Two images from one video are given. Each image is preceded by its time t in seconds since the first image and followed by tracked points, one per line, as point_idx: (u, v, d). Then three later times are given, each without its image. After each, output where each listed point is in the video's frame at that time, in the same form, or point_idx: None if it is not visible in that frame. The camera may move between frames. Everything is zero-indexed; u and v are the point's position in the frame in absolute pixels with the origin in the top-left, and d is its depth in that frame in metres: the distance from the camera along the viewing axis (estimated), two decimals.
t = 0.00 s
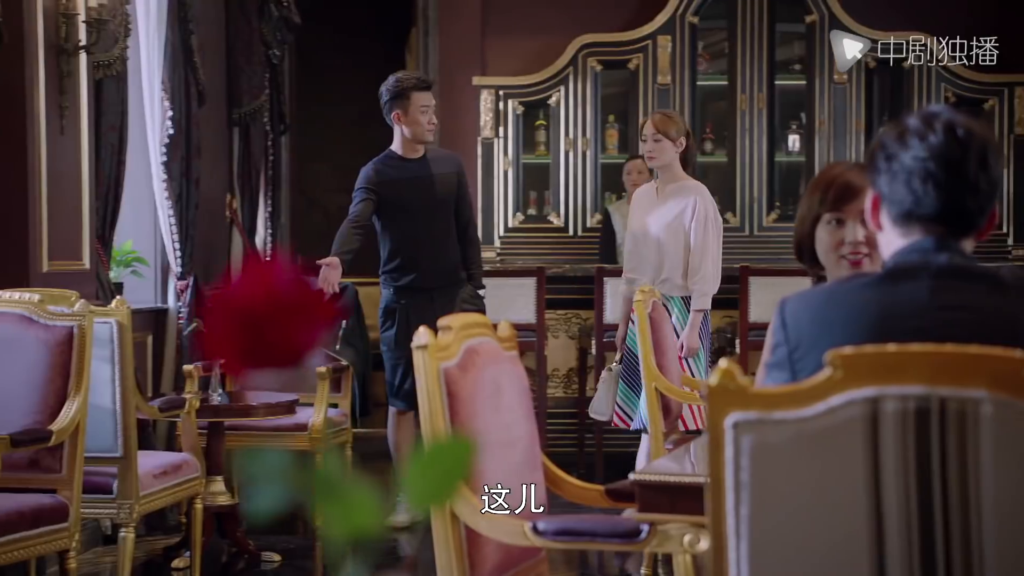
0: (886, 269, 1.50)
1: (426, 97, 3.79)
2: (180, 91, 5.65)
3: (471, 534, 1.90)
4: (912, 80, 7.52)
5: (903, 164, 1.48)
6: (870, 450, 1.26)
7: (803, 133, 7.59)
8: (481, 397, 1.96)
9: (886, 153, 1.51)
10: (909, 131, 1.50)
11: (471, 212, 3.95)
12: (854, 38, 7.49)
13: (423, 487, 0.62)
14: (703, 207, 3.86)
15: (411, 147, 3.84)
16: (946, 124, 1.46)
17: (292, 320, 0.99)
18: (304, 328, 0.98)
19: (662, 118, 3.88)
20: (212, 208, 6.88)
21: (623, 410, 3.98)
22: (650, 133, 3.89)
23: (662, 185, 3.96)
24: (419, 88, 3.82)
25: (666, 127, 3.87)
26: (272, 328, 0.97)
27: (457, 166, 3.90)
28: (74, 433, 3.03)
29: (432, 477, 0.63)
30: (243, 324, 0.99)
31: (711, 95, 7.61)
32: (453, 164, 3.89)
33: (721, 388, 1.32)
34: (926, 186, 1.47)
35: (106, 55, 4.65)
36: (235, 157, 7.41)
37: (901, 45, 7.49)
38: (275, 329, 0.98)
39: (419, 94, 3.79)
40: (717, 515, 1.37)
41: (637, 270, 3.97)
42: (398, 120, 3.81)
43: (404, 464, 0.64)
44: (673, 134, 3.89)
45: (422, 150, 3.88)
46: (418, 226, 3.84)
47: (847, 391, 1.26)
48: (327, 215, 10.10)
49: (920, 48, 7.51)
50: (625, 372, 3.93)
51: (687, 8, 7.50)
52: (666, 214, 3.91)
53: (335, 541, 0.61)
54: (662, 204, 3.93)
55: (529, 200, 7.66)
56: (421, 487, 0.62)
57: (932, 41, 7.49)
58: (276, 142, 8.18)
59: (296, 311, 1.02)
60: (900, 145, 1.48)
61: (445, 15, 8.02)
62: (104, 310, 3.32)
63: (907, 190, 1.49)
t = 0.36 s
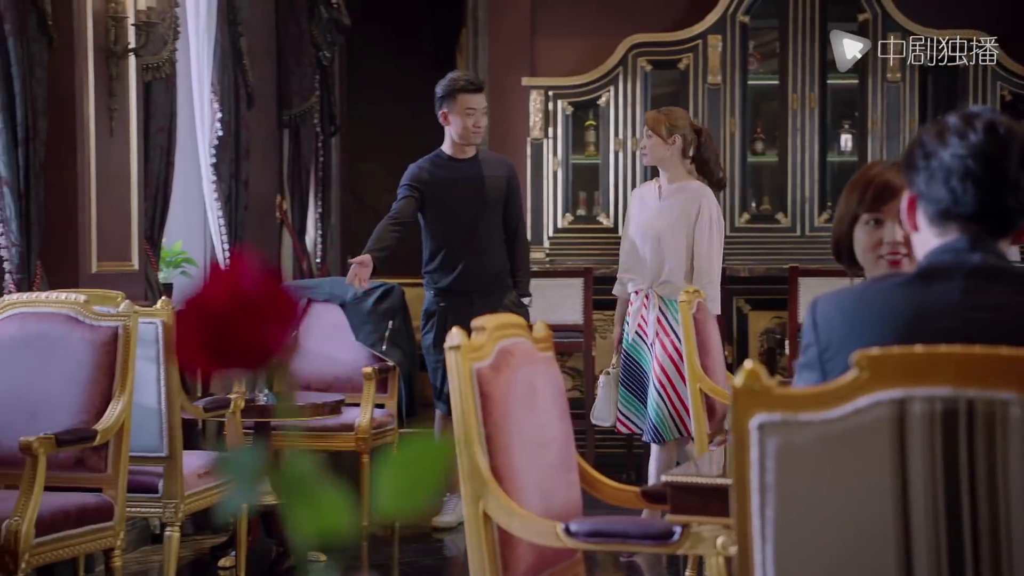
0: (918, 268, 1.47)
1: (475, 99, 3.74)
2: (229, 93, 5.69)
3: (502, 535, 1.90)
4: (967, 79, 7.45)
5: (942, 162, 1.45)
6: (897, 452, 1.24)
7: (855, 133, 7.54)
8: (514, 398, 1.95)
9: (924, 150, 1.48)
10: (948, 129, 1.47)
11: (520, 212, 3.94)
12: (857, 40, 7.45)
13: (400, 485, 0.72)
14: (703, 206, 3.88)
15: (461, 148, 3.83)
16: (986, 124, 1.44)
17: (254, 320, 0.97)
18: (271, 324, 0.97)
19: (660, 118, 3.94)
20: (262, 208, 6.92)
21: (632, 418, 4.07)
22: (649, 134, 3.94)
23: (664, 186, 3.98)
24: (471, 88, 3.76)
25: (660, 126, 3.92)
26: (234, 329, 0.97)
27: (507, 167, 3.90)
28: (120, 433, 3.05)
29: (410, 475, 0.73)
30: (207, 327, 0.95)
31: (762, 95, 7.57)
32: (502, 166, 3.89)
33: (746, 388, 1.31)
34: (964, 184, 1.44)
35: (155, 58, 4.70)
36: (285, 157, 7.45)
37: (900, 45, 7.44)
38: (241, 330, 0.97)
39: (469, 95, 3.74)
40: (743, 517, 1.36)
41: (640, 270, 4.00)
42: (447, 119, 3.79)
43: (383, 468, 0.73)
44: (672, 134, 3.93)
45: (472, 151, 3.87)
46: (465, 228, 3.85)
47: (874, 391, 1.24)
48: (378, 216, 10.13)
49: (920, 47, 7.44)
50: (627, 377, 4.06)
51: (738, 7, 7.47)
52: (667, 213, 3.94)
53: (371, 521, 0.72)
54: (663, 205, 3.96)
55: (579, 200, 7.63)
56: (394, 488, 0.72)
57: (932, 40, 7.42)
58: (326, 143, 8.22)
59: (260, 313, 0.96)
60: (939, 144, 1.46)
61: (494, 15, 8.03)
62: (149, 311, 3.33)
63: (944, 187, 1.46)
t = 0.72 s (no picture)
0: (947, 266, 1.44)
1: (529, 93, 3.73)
2: (271, 92, 5.72)
3: (531, 534, 1.90)
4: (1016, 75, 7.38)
5: (974, 161, 1.41)
6: (919, 453, 1.23)
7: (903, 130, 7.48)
8: (544, 397, 1.95)
9: (956, 148, 1.44)
10: (981, 127, 1.43)
11: (572, 212, 3.93)
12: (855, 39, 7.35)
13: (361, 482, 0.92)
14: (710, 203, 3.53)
15: (520, 144, 3.82)
16: (1019, 121, 1.39)
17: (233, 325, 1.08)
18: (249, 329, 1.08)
19: (656, 112, 3.57)
20: (306, 207, 6.96)
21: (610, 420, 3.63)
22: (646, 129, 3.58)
23: (661, 182, 3.61)
24: (531, 82, 3.76)
25: (660, 120, 3.56)
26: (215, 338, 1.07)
27: (562, 165, 3.89)
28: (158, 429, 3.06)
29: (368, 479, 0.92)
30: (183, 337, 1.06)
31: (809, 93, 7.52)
32: (558, 164, 3.88)
33: (768, 387, 1.30)
34: (995, 184, 1.41)
35: (198, 58, 4.73)
36: (329, 156, 7.48)
37: (900, 46, 7.42)
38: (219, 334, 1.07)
39: (524, 89, 3.73)
40: (764, 516, 1.35)
41: (642, 273, 3.62)
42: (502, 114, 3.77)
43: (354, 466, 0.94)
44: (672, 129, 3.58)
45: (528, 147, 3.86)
46: (513, 220, 3.83)
47: (896, 391, 1.23)
48: (423, 215, 10.14)
49: (918, 48, 7.39)
50: (610, 375, 3.66)
51: (784, 5, 7.43)
52: (670, 212, 3.57)
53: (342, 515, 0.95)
54: (664, 203, 3.59)
55: (623, 199, 7.63)
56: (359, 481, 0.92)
57: (930, 41, 7.38)
58: (370, 142, 8.25)
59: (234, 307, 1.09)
60: (971, 142, 1.41)
61: (537, 13, 8.03)
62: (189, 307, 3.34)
63: (976, 188, 1.42)
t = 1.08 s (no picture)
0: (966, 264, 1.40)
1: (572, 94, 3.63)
2: (303, 91, 5.73)
3: (550, 532, 1.89)
4: None
5: (992, 156, 1.37)
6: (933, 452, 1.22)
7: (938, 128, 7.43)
8: (563, 394, 1.94)
9: (976, 143, 1.40)
10: (1002, 122, 1.39)
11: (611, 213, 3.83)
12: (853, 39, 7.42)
13: (339, 488, 0.46)
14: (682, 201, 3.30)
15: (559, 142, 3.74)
16: None
17: (184, 306, 0.56)
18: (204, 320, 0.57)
19: (629, 110, 3.35)
20: (337, 205, 6.99)
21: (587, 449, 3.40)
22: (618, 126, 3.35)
23: (629, 181, 3.35)
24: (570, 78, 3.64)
25: (637, 119, 3.34)
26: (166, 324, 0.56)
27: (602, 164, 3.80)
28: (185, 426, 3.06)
29: (355, 476, 0.46)
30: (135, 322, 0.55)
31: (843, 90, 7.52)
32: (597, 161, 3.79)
33: (782, 385, 1.29)
34: (1014, 180, 1.36)
35: (228, 57, 4.77)
36: (362, 154, 7.49)
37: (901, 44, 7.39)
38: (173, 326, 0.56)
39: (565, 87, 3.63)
40: (778, 515, 1.35)
41: (609, 274, 3.35)
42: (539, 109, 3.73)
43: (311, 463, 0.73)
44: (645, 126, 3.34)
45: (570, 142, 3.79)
46: (550, 219, 3.78)
47: (909, 389, 1.21)
48: (457, 213, 10.15)
49: (921, 48, 7.41)
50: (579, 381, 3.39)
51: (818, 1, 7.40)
52: (641, 212, 3.31)
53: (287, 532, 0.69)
54: (634, 202, 3.33)
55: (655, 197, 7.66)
56: (336, 488, 0.45)
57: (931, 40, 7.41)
58: (403, 140, 8.26)
59: (191, 309, 0.56)
60: (990, 137, 1.37)
61: (570, 10, 8.03)
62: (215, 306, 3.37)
63: (994, 182, 1.38)
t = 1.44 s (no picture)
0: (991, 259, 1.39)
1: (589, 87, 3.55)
2: (333, 89, 5.74)
3: (573, 529, 1.89)
4: None
5: (1013, 151, 1.36)
6: (952, 450, 1.21)
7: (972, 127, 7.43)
8: (586, 392, 1.94)
9: (1000, 139, 1.41)
10: None
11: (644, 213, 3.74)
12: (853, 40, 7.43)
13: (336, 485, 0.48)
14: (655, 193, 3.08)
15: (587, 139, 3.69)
16: None
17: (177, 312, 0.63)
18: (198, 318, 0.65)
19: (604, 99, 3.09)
20: (368, 202, 7.01)
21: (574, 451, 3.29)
22: (591, 116, 3.09)
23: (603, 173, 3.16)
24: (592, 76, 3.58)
25: (611, 109, 3.08)
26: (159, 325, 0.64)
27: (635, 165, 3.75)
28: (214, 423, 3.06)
29: (346, 475, 0.49)
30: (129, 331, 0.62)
31: (875, 86, 7.55)
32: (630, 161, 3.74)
33: (800, 381, 1.29)
34: None
35: (259, 54, 4.75)
36: (392, 150, 7.50)
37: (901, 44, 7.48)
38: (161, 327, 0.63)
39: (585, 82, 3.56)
40: (795, 514, 1.34)
41: (582, 269, 3.18)
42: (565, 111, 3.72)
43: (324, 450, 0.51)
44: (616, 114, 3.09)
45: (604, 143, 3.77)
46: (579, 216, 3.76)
47: (928, 386, 1.21)
48: (488, 210, 10.16)
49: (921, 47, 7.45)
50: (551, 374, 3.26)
51: None
52: (609, 205, 3.11)
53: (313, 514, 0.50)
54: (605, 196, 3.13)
55: (687, 194, 7.72)
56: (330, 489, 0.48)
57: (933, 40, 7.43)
58: (433, 137, 8.26)
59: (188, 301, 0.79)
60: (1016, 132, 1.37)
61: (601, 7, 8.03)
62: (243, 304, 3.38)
63: (1014, 177, 1.37)
